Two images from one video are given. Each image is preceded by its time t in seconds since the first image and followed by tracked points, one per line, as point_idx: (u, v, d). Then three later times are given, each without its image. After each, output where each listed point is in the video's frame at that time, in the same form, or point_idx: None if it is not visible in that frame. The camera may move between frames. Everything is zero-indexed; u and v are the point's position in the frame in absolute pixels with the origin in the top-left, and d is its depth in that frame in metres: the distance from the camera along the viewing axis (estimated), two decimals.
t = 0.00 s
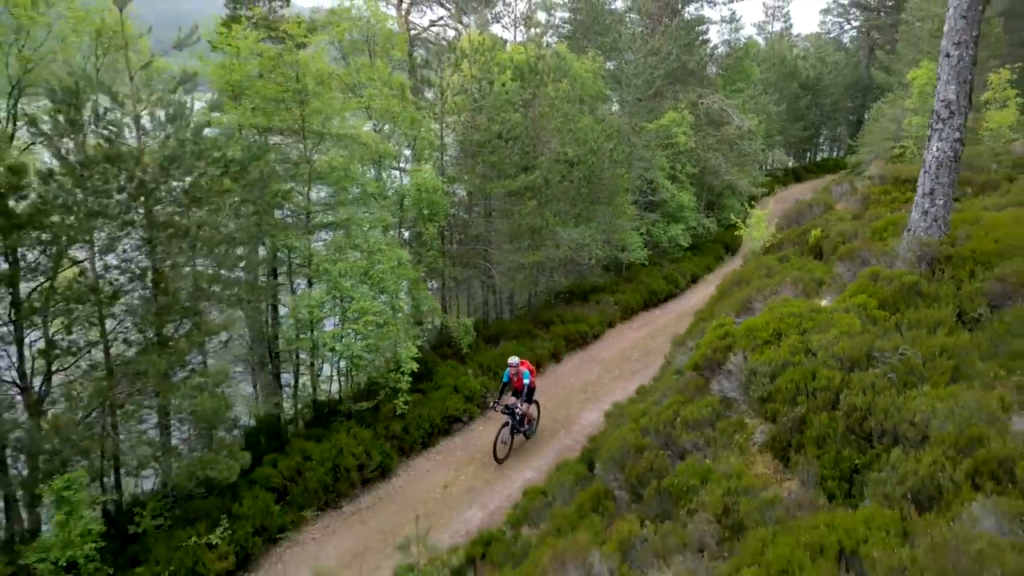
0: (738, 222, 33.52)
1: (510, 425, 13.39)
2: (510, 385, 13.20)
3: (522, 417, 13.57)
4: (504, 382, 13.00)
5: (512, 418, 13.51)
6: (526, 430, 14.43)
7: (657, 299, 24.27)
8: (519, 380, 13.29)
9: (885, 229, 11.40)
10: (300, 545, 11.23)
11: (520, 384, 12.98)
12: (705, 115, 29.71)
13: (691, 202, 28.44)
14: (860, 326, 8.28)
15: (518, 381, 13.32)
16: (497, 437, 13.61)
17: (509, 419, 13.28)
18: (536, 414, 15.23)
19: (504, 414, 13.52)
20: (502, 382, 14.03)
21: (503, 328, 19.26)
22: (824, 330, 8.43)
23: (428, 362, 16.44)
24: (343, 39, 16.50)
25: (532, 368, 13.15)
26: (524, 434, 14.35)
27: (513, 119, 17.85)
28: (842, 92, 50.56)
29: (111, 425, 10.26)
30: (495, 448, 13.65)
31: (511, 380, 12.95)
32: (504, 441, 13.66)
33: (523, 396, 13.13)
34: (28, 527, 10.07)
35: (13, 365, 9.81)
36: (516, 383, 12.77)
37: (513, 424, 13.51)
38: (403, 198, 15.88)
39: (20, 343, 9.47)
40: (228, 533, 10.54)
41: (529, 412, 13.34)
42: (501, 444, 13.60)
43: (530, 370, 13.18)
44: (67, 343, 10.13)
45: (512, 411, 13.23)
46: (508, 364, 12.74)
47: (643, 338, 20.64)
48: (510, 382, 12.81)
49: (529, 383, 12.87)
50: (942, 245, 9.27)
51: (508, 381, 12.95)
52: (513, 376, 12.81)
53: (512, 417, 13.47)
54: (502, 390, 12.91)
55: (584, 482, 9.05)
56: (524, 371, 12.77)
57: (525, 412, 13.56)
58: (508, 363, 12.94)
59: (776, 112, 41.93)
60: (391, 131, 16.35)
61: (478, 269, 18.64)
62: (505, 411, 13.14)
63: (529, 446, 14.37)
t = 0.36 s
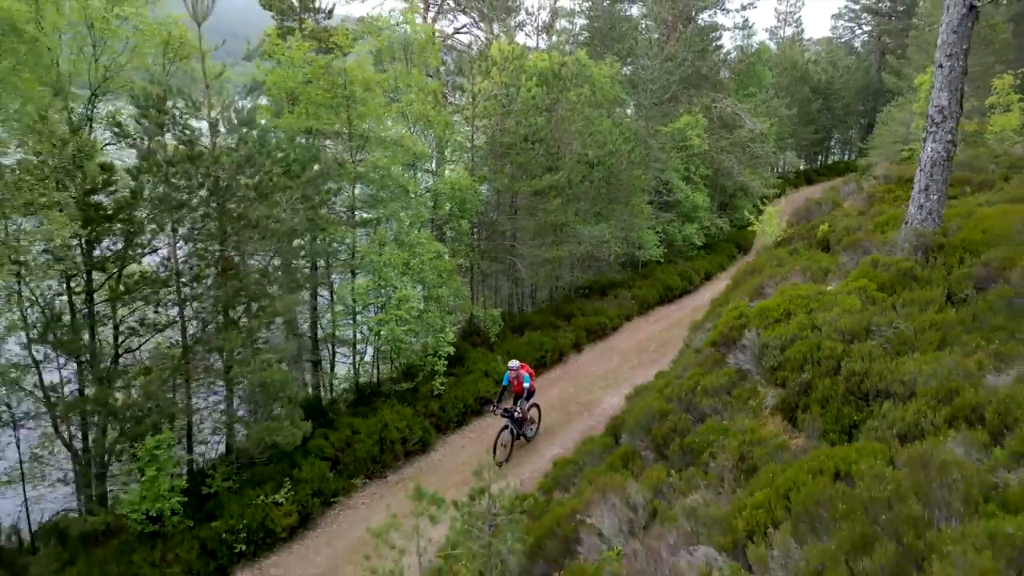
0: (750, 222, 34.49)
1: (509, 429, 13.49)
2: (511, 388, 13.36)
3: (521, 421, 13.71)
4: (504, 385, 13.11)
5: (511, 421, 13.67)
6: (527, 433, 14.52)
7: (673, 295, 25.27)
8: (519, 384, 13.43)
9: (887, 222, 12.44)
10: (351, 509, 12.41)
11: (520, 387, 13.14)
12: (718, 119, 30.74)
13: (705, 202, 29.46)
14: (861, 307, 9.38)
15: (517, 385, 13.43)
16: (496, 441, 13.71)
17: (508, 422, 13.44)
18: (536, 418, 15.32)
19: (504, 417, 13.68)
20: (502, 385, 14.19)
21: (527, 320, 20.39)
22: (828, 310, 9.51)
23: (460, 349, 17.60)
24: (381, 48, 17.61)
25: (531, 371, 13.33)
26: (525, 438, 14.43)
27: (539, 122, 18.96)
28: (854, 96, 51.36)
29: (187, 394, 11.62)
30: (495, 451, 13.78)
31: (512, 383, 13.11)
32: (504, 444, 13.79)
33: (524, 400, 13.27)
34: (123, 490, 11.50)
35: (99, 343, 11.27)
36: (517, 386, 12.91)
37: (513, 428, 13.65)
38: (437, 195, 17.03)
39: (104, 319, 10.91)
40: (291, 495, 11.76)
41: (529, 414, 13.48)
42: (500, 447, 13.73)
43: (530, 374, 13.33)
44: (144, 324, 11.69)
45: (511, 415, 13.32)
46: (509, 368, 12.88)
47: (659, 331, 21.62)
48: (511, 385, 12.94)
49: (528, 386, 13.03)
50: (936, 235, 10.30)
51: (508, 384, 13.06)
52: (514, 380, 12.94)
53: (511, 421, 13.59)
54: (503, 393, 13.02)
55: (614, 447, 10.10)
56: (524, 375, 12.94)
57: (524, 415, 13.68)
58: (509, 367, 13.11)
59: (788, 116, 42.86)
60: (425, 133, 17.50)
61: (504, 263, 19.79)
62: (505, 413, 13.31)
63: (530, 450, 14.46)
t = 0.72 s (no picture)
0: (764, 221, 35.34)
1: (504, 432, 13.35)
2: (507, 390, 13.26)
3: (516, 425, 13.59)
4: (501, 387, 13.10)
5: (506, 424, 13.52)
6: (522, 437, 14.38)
7: (690, 289, 26.17)
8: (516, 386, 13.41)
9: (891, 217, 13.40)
10: (394, 478, 13.54)
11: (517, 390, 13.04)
12: (733, 120, 31.63)
13: (720, 201, 30.38)
14: (863, 292, 10.35)
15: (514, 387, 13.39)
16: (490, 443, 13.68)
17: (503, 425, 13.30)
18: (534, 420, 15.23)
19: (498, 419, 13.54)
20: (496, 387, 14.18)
21: (551, 312, 21.43)
22: (834, 294, 10.50)
23: (489, 337, 18.71)
24: (415, 53, 18.73)
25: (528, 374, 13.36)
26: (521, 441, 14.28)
27: (563, 123, 20.00)
28: (867, 98, 51.98)
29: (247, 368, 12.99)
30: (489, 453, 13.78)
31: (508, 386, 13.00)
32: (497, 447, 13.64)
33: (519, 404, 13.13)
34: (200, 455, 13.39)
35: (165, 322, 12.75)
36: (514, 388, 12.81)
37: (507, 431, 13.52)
38: (468, 192, 18.12)
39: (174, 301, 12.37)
40: (342, 463, 12.97)
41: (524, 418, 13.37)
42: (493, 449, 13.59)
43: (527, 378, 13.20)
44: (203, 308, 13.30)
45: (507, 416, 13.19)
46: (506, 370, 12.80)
47: (676, 322, 22.49)
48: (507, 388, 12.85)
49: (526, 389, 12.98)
50: (934, 227, 11.24)
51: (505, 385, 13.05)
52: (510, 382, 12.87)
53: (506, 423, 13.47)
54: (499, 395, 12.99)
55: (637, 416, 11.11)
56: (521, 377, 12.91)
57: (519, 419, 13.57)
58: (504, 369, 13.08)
59: (802, 117, 43.64)
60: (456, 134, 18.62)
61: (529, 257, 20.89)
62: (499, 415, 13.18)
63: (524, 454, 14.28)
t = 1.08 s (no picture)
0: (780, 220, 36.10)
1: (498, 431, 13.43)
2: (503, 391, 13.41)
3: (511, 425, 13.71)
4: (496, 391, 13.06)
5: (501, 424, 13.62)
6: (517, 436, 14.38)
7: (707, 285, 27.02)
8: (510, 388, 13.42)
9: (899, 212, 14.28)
10: (432, 452, 14.68)
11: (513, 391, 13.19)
12: (750, 121, 32.49)
13: (737, 200, 31.24)
14: (868, 279, 11.32)
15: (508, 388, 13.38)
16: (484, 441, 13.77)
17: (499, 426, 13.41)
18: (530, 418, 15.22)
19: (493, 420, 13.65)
20: (493, 389, 14.38)
21: (574, 305, 22.46)
22: (842, 282, 11.47)
23: (516, 327, 19.77)
24: (448, 58, 19.89)
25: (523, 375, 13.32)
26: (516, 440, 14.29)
27: (586, 124, 21.01)
28: (884, 99, 52.51)
29: (297, 347, 14.15)
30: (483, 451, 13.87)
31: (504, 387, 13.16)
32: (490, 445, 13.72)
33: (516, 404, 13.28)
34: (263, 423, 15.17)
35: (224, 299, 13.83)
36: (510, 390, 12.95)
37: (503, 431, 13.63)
38: (497, 189, 19.13)
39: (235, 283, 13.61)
40: (387, 436, 14.15)
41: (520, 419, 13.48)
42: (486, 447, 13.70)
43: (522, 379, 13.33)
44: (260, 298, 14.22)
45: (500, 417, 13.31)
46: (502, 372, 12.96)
47: (694, 315, 23.35)
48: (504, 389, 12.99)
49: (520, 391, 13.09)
50: (936, 221, 12.13)
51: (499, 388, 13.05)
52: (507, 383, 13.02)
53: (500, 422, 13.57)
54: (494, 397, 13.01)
55: (658, 391, 12.04)
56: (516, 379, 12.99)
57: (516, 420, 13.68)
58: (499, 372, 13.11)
59: (818, 119, 44.33)
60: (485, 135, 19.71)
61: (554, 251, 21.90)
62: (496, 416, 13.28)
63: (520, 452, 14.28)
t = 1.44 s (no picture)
0: (795, 219, 36.85)
1: (494, 433, 13.68)
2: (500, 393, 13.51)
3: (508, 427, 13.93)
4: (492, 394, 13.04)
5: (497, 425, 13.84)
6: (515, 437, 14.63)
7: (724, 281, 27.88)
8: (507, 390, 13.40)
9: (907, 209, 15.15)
10: (467, 432, 15.81)
11: (509, 393, 13.27)
12: (766, 123, 33.30)
13: (753, 200, 32.05)
14: (876, 270, 12.23)
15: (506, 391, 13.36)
16: (478, 443, 14.13)
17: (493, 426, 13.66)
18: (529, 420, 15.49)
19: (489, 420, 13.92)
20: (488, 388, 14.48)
21: (596, 299, 23.43)
22: (852, 272, 12.39)
23: (542, 319, 20.79)
24: (478, 63, 20.98)
25: (520, 377, 13.27)
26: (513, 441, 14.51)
27: (609, 125, 21.99)
28: (900, 101, 52.98)
29: (345, 337, 15.32)
30: (478, 454, 14.22)
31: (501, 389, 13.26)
32: (487, 447, 14.15)
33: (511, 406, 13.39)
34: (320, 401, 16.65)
35: (281, 283, 15.20)
36: (506, 393, 13.07)
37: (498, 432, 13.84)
38: (524, 187, 20.15)
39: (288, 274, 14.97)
40: (427, 415, 15.29)
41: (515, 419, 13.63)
42: (483, 449, 14.14)
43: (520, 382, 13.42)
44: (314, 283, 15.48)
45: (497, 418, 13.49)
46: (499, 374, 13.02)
47: (711, 310, 24.24)
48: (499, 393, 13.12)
49: (518, 394, 13.13)
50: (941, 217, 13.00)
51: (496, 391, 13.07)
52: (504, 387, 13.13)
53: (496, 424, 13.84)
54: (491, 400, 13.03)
55: (680, 372, 13.01)
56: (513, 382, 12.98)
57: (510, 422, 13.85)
58: (497, 375, 13.04)
59: (834, 120, 44.98)
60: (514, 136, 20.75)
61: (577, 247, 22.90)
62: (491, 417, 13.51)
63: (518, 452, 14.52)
